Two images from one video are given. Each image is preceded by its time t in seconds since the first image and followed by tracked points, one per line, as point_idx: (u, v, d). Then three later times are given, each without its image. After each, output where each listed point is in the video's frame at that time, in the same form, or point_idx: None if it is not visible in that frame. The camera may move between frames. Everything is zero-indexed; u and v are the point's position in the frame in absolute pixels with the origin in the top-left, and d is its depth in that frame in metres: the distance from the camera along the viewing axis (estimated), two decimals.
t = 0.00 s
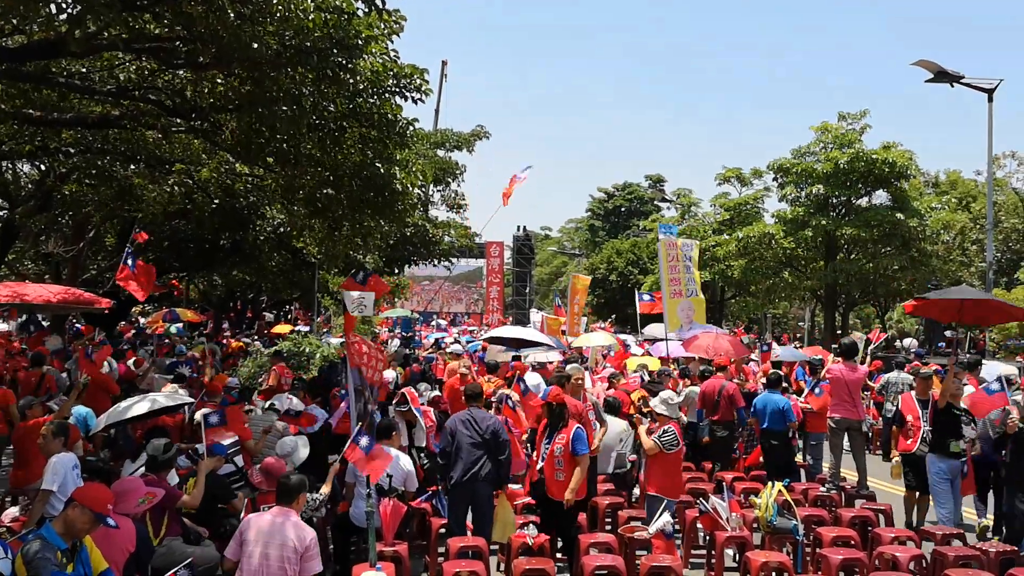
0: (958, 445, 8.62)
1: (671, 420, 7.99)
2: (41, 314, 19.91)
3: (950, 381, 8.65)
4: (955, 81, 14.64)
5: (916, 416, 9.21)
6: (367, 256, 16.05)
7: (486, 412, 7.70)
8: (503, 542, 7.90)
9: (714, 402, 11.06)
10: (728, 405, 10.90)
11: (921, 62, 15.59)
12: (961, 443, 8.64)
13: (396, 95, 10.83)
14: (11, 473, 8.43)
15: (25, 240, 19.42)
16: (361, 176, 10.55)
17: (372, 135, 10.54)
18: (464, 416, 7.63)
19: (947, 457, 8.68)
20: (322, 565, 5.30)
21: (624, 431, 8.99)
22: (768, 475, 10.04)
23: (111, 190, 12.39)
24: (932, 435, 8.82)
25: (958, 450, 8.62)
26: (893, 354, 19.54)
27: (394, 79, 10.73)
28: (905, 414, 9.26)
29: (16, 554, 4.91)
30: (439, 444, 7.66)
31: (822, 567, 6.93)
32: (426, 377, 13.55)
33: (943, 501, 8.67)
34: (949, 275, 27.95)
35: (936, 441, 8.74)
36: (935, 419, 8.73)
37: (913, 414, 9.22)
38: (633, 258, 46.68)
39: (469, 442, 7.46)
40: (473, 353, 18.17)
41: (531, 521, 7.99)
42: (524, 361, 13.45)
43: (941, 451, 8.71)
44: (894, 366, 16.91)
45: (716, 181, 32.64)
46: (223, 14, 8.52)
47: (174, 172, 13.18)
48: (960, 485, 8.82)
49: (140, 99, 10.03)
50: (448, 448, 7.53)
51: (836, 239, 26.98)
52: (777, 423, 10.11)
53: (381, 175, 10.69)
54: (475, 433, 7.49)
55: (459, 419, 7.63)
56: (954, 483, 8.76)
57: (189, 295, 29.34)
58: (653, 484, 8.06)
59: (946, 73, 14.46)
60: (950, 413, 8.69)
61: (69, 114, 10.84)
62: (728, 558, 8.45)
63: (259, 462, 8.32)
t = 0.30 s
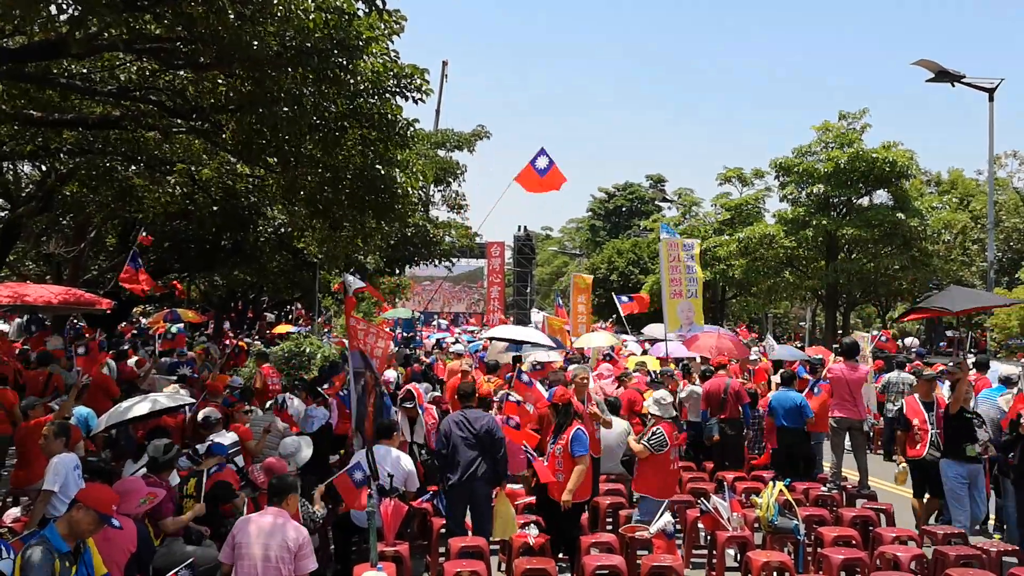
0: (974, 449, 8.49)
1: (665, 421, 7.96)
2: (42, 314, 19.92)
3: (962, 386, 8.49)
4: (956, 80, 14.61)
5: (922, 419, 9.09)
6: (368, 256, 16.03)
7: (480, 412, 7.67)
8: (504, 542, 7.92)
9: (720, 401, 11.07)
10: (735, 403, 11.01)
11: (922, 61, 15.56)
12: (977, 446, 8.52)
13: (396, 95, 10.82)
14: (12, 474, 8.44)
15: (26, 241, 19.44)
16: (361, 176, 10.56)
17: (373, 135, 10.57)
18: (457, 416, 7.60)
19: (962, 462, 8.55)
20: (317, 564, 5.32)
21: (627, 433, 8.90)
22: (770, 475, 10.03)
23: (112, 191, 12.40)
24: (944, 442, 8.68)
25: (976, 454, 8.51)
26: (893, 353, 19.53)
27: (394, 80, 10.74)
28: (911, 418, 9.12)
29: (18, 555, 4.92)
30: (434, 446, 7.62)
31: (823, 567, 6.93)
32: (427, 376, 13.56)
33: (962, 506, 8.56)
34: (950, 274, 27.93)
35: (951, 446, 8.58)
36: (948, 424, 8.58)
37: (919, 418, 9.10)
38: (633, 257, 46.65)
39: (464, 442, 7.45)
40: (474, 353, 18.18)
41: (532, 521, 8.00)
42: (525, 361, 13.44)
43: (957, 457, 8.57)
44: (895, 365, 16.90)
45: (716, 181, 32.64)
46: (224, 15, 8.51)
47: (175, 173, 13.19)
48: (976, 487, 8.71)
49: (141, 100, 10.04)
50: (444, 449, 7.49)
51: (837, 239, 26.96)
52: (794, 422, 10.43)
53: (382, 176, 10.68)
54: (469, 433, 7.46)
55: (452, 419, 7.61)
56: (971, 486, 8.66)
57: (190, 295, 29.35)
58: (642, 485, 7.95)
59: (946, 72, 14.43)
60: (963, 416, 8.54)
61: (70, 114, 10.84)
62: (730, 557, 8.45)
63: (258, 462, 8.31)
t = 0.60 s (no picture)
0: (991, 453, 8.32)
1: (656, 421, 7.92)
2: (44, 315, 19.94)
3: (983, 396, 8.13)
4: (958, 79, 14.59)
5: (933, 421, 8.86)
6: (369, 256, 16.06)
7: (475, 412, 7.70)
8: (506, 541, 7.94)
9: (728, 402, 11.04)
10: (744, 404, 11.02)
11: (925, 60, 15.53)
12: (994, 450, 8.34)
13: (399, 96, 10.82)
14: (16, 475, 8.46)
15: (28, 242, 19.46)
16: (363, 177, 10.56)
17: (375, 135, 10.59)
18: (452, 417, 7.64)
19: (979, 465, 8.37)
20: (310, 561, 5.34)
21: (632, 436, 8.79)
22: (772, 475, 10.03)
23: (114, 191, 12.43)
24: (960, 444, 8.49)
25: (993, 459, 8.32)
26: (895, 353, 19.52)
27: (396, 80, 10.74)
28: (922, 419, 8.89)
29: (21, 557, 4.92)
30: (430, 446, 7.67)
31: (826, 567, 6.92)
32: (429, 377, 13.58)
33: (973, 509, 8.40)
34: (952, 274, 27.90)
35: (968, 450, 8.39)
36: (966, 428, 8.40)
37: (930, 419, 8.87)
38: (635, 258, 46.64)
39: (458, 442, 7.49)
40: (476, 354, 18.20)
41: (534, 521, 8.01)
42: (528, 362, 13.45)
43: (973, 460, 8.38)
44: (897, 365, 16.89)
45: (718, 181, 32.64)
46: (225, 15, 8.50)
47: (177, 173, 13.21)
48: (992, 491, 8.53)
49: (143, 100, 10.06)
50: (439, 450, 7.54)
51: (839, 239, 26.94)
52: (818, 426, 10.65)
53: (384, 176, 10.68)
54: (463, 434, 7.51)
55: (447, 419, 7.65)
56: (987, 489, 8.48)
57: (192, 296, 29.36)
58: (643, 486, 7.98)
59: (948, 72, 14.41)
60: (981, 420, 8.36)
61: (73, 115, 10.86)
62: (732, 557, 8.45)
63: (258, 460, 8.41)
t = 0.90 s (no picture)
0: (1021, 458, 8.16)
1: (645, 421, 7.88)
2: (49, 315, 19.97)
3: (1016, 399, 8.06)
4: (963, 80, 14.56)
5: (960, 424, 8.57)
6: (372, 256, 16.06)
7: (476, 413, 7.71)
8: (511, 541, 7.94)
9: (744, 401, 10.98)
10: (757, 405, 11.02)
11: (929, 61, 15.51)
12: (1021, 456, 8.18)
13: (403, 96, 10.81)
14: (21, 475, 8.47)
15: (33, 242, 19.49)
16: (367, 177, 10.55)
17: (379, 136, 10.59)
18: (453, 418, 7.66)
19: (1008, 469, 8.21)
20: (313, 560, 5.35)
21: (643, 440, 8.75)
22: (777, 475, 10.01)
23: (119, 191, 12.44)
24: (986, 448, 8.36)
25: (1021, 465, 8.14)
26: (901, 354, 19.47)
27: (401, 81, 10.74)
28: (946, 422, 8.61)
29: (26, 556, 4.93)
30: (431, 447, 7.69)
31: (831, 568, 6.91)
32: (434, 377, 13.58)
33: (1002, 513, 8.20)
34: (957, 275, 27.85)
35: (995, 453, 8.25)
36: (993, 433, 8.25)
37: (956, 423, 8.58)
38: (639, 258, 46.63)
39: (458, 443, 7.50)
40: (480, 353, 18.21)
41: (540, 521, 8.01)
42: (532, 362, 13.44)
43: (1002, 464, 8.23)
44: (902, 365, 16.87)
45: (722, 181, 32.63)
46: (230, 16, 8.51)
47: (182, 174, 13.23)
48: None
49: (148, 101, 10.09)
50: (440, 451, 7.55)
51: (843, 240, 26.91)
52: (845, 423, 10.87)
53: (388, 175, 10.65)
54: (464, 435, 7.53)
55: (447, 420, 7.67)
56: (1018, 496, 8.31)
57: (196, 296, 29.39)
58: (642, 488, 7.94)
59: (953, 71, 14.38)
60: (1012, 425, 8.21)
61: (77, 116, 10.88)
62: (737, 557, 8.44)
63: (263, 459, 8.45)
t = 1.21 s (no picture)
0: None
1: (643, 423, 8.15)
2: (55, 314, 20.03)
3: None
4: (970, 79, 14.52)
5: (989, 423, 8.47)
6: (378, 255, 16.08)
7: (481, 412, 7.71)
8: (516, 540, 7.93)
9: (759, 402, 11.01)
10: (771, 406, 11.06)
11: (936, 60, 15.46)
12: None
13: (409, 96, 10.82)
14: (28, 474, 8.51)
15: (40, 241, 19.55)
16: (372, 177, 10.52)
17: (385, 135, 10.57)
18: (458, 417, 7.66)
19: None
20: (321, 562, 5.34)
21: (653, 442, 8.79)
22: (782, 475, 10.00)
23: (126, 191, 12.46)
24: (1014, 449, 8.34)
25: None
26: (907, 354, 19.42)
27: (407, 80, 10.76)
28: (976, 422, 8.49)
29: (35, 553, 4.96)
30: (436, 447, 7.70)
31: (837, 568, 6.90)
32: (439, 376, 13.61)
33: None
34: (963, 275, 27.77)
35: None
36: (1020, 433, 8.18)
37: (986, 422, 8.46)
38: (644, 258, 46.59)
39: (463, 442, 7.51)
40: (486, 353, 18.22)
41: (545, 520, 8.01)
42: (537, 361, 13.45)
43: None
44: (908, 365, 16.83)
45: (728, 181, 32.60)
46: (236, 16, 8.52)
47: (188, 173, 13.24)
48: None
49: (154, 101, 10.11)
50: (445, 450, 7.56)
51: (849, 240, 26.86)
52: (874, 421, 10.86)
53: (394, 175, 10.64)
54: (469, 434, 7.53)
55: (452, 420, 7.67)
56: None
57: (201, 295, 29.46)
58: (635, 488, 7.89)
59: (959, 70, 14.34)
60: None
61: (84, 116, 10.90)
62: (742, 557, 8.43)
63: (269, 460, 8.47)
